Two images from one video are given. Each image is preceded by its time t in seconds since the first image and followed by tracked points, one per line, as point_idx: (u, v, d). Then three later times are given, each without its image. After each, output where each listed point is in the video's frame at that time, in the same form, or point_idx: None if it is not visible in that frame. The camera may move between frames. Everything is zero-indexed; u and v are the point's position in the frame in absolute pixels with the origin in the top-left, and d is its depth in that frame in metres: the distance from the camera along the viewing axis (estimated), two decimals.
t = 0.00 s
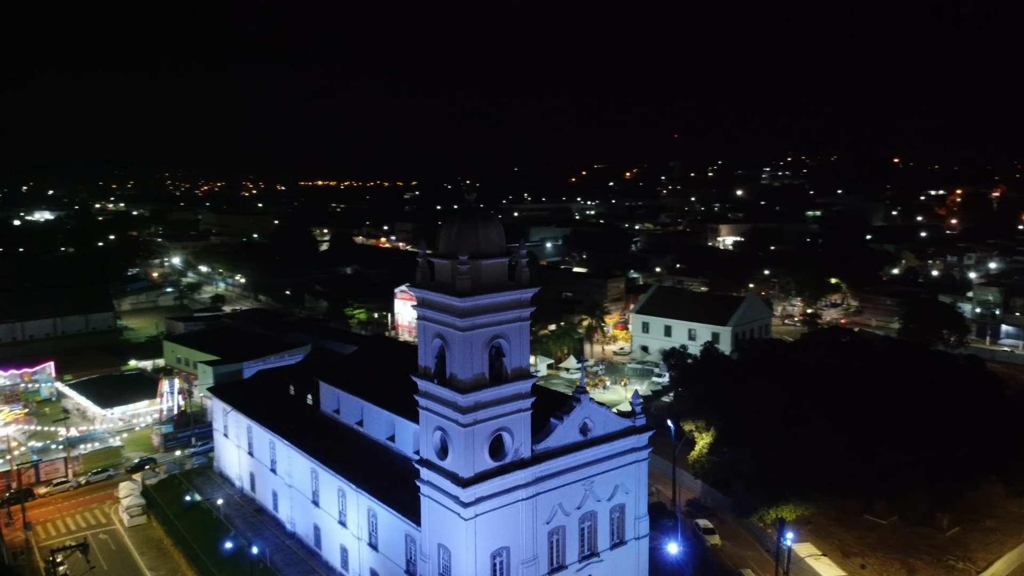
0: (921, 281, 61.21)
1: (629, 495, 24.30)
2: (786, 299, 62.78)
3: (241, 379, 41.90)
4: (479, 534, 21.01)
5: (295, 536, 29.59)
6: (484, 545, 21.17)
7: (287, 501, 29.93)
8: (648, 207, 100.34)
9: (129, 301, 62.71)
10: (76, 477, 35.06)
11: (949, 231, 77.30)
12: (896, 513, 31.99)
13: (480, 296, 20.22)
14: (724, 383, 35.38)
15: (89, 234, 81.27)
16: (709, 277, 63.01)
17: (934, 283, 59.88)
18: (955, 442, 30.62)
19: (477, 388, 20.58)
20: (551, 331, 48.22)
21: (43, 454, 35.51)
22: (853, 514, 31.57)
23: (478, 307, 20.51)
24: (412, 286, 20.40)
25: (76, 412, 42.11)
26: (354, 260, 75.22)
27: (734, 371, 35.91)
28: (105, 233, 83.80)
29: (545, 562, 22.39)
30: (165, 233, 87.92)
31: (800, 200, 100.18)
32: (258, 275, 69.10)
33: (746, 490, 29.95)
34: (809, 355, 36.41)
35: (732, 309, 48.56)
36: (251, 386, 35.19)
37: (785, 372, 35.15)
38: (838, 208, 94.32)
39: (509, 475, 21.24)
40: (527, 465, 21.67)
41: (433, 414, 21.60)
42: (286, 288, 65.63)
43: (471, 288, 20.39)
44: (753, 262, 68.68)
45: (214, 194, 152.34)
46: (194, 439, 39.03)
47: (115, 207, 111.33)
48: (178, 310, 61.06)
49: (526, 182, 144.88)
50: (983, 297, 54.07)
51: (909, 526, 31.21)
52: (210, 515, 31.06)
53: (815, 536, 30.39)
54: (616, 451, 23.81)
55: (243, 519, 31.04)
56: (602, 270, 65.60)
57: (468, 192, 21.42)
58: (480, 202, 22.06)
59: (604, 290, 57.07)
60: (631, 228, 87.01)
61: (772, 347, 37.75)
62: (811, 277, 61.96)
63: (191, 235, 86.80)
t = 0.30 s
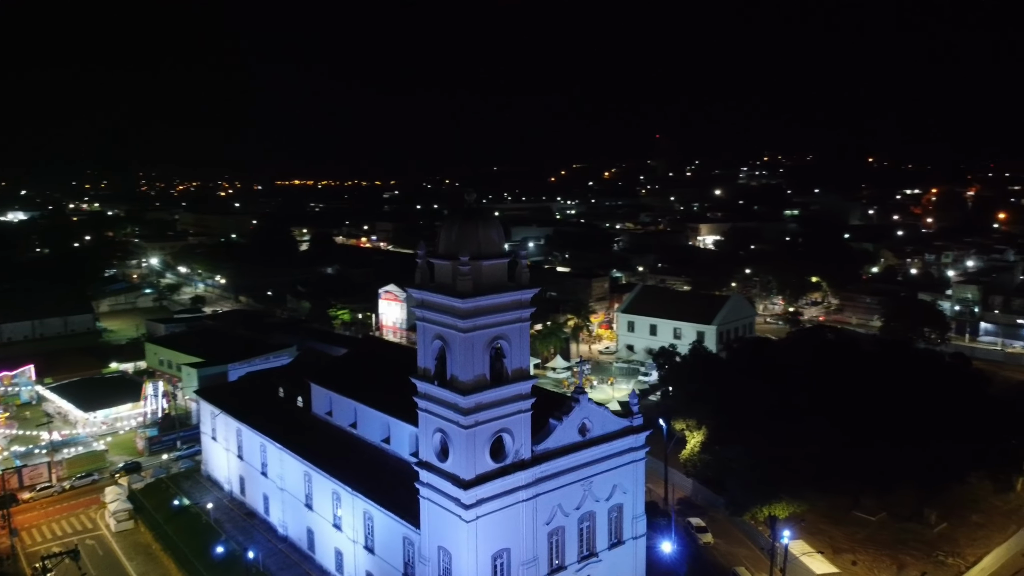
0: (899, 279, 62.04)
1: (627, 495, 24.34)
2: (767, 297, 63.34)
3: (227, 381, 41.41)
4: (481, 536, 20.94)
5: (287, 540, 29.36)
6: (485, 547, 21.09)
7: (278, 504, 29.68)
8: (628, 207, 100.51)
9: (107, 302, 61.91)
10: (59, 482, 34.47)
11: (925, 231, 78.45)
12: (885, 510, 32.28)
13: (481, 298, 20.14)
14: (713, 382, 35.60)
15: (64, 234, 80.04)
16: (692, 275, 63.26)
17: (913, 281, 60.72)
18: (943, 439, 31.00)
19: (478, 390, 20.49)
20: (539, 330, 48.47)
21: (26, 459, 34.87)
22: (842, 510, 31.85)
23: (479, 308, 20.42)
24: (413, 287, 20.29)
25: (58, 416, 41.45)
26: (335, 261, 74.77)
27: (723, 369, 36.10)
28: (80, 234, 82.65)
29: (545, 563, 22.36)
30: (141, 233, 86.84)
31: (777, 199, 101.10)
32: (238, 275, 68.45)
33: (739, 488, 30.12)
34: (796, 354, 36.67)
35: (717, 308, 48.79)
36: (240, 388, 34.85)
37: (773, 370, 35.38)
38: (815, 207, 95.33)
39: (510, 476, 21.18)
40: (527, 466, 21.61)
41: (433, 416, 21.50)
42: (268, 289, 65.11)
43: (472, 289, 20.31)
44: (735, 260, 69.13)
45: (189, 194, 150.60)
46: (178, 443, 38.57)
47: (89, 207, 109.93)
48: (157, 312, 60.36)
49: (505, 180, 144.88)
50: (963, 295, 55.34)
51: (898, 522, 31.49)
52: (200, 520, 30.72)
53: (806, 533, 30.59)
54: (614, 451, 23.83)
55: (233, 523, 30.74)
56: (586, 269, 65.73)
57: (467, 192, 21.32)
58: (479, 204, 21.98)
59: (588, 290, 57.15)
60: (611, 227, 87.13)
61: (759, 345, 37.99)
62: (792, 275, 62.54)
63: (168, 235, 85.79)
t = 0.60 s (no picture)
0: (878, 278, 62.86)
1: (624, 495, 24.37)
2: (748, 296, 63.80)
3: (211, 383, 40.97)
4: (482, 538, 20.85)
5: (279, 544, 29.10)
6: (486, 549, 21.00)
7: (270, 508, 29.41)
8: (608, 207, 100.58)
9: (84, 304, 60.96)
10: (43, 488, 33.89)
11: (900, 229, 79.55)
12: (873, 506, 32.57)
13: (483, 299, 20.05)
14: (703, 382, 35.79)
15: (38, 235, 78.83)
16: (673, 274, 63.57)
17: (891, 279, 61.57)
18: (931, 436, 31.31)
19: (479, 392, 20.40)
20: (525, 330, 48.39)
21: (7, 465, 34.29)
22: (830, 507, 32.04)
23: (480, 309, 20.33)
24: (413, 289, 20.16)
25: (38, 420, 40.76)
26: (316, 261, 74.27)
27: (712, 369, 36.29)
28: (55, 235, 81.45)
29: (545, 564, 22.32)
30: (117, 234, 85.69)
31: (754, 199, 101.91)
32: (217, 276, 67.77)
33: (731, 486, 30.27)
34: (783, 352, 36.90)
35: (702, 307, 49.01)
36: (227, 391, 34.48)
37: (762, 369, 35.58)
38: (792, 206, 96.23)
39: (511, 478, 21.11)
40: (527, 467, 21.56)
41: (432, 418, 21.38)
42: (248, 290, 64.52)
43: (473, 290, 20.22)
44: (716, 259, 69.52)
45: (164, 194, 148.95)
46: (162, 447, 38.09)
47: (63, 207, 108.37)
48: (136, 313, 59.59)
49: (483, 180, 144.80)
50: (941, 293, 56.68)
51: (886, 518, 31.80)
52: (189, 525, 30.35)
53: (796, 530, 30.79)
54: (612, 451, 23.85)
55: (223, 528, 30.40)
56: (568, 268, 65.78)
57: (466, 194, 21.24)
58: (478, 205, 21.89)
59: (572, 289, 57.19)
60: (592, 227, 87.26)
61: (747, 345, 38.20)
62: (773, 274, 63.07)
63: (144, 236, 84.73)
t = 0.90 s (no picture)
0: (857, 276, 63.57)
1: (622, 495, 24.40)
2: (729, 294, 64.20)
3: (194, 386, 40.67)
4: (483, 541, 20.77)
5: (271, 548, 28.83)
6: (487, 551, 20.94)
7: (261, 512, 29.13)
8: (588, 207, 100.34)
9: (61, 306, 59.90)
10: (25, 493, 33.26)
11: (875, 228, 80.48)
12: (861, 503, 32.84)
13: (484, 300, 19.97)
14: (692, 381, 35.97)
15: (11, 236, 77.46)
16: (656, 274, 63.83)
17: (870, 278, 62.28)
18: (918, 432, 31.62)
19: (481, 394, 20.31)
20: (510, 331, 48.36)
21: None
22: (819, 504, 32.30)
23: (481, 311, 20.24)
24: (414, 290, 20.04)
25: (19, 425, 40.06)
26: (296, 262, 73.66)
27: (700, 369, 36.42)
28: (27, 236, 80.08)
29: (545, 566, 22.29)
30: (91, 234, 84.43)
31: (732, 198, 102.61)
32: (196, 278, 66.97)
33: (722, 484, 30.38)
34: (772, 353, 37.17)
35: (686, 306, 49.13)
36: (214, 394, 34.08)
37: (750, 367, 35.76)
38: (769, 205, 97.00)
39: (512, 480, 21.06)
40: (527, 469, 21.51)
41: (433, 420, 21.27)
42: (228, 291, 63.82)
43: (475, 292, 20.13)
44: (696, 258, 69.79)
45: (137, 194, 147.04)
46: (146, 451, 37.57)
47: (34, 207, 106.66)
48: (114, 316, 58.73)
49: (461, 178, 144.48)
50: (920, 291, 57.50)
51: (874, 515, 32.09)
52: (178, 530, 29.98)
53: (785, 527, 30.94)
54: (610, 451, 23.86)
55: (213, 532, 30.06)
56: (551, 268, 65.73)
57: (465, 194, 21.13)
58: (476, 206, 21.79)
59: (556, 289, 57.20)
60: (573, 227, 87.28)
61: (734, 344, 38.37)
62: (753, 273, 63.54)
63: (120, 236, 83.55)
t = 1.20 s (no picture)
0: (836, 275, 64.20)
1: (620, 494, 24.41)
2: (711, 293, 64.58)
3: (177, 389, 40.28)
4: (485, 542, 20.68)
5: (264, 552, 28.55)
6: (490, 553, 20.85)
7: (254, 516, 28.83)
8: (568, 207, 100.09)
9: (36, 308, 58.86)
10: (8, 499, 32.65)
11: (852, 227, 81.33)
12: (850, 499, 33.11)
13: (487, 301, 19.86)
14: (682, 380, 36.10)
15: None
16: (639, 273, 64.02)
17: (849, 276, 62.95)
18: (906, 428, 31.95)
19: (483, 395, 20.21)
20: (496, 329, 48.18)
21: None
22: (810, 500, 32.52)
23: (483, 312, 20.13)
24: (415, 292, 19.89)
25: None
26: (276, 262, 72.96)
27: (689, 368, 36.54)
28: None
29: (545, 566, 22.24)
30: (66, 235, 83.10)
31: (710, 197, 103.20)
32: (175, 278, 66.12)
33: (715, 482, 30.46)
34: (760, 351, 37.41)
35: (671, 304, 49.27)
36: (202, 397, 33.67)
37: (738, 365, 35.90)
38: (747, 204, 97.72)
39: (513, 481, 20.98)
40: (529, 470, 21.45)
41: (433, 422, 21.15)
42: (209, 292, 63.15)
43: (476, 293, 20.01)
44: (678, 257, 70.11)
45: (110, 194, 145.01)
46: (131, 454, 37.03)
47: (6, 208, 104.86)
48: (92, 317, 57.88)
49: (439, 177, 144.03)
50: (899, 289, 57.63)
51: (864, 510, 32.37)
52: (168, 535, 29.59)
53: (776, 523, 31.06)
54: (609, 451, 23.86)
55: (204, 537, 29.71)
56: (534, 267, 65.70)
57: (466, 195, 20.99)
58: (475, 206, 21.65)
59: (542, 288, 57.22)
60: (554, 226, 87.27)
61: (722, 343, 38.54)
62: (735, 271, 64.00)
63: (95, 237, 82.30)
